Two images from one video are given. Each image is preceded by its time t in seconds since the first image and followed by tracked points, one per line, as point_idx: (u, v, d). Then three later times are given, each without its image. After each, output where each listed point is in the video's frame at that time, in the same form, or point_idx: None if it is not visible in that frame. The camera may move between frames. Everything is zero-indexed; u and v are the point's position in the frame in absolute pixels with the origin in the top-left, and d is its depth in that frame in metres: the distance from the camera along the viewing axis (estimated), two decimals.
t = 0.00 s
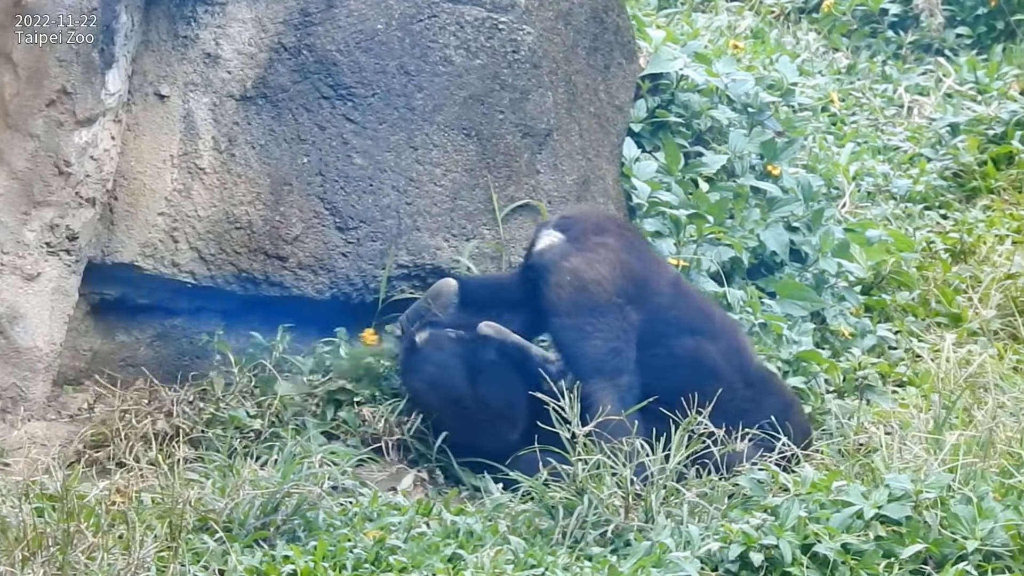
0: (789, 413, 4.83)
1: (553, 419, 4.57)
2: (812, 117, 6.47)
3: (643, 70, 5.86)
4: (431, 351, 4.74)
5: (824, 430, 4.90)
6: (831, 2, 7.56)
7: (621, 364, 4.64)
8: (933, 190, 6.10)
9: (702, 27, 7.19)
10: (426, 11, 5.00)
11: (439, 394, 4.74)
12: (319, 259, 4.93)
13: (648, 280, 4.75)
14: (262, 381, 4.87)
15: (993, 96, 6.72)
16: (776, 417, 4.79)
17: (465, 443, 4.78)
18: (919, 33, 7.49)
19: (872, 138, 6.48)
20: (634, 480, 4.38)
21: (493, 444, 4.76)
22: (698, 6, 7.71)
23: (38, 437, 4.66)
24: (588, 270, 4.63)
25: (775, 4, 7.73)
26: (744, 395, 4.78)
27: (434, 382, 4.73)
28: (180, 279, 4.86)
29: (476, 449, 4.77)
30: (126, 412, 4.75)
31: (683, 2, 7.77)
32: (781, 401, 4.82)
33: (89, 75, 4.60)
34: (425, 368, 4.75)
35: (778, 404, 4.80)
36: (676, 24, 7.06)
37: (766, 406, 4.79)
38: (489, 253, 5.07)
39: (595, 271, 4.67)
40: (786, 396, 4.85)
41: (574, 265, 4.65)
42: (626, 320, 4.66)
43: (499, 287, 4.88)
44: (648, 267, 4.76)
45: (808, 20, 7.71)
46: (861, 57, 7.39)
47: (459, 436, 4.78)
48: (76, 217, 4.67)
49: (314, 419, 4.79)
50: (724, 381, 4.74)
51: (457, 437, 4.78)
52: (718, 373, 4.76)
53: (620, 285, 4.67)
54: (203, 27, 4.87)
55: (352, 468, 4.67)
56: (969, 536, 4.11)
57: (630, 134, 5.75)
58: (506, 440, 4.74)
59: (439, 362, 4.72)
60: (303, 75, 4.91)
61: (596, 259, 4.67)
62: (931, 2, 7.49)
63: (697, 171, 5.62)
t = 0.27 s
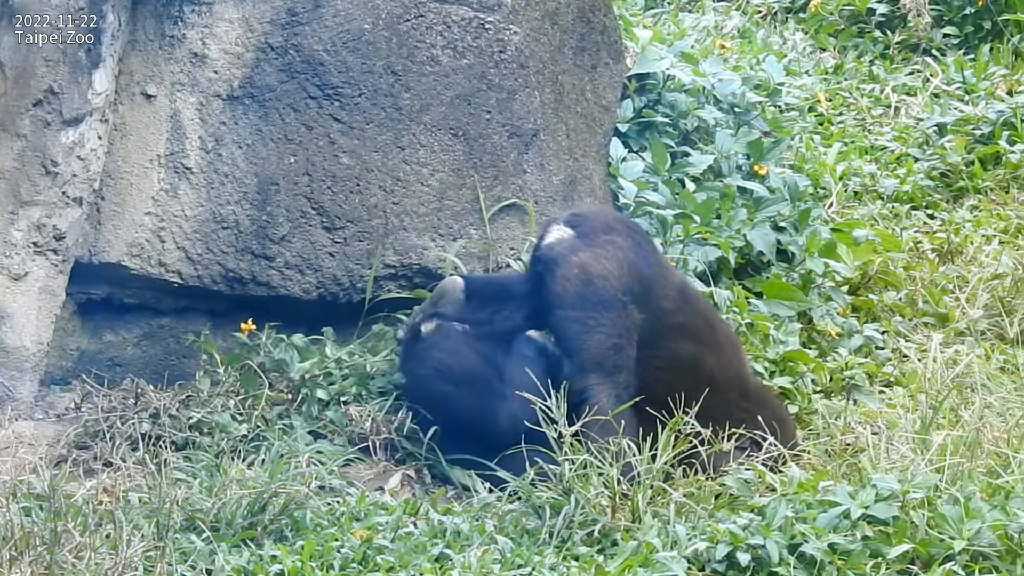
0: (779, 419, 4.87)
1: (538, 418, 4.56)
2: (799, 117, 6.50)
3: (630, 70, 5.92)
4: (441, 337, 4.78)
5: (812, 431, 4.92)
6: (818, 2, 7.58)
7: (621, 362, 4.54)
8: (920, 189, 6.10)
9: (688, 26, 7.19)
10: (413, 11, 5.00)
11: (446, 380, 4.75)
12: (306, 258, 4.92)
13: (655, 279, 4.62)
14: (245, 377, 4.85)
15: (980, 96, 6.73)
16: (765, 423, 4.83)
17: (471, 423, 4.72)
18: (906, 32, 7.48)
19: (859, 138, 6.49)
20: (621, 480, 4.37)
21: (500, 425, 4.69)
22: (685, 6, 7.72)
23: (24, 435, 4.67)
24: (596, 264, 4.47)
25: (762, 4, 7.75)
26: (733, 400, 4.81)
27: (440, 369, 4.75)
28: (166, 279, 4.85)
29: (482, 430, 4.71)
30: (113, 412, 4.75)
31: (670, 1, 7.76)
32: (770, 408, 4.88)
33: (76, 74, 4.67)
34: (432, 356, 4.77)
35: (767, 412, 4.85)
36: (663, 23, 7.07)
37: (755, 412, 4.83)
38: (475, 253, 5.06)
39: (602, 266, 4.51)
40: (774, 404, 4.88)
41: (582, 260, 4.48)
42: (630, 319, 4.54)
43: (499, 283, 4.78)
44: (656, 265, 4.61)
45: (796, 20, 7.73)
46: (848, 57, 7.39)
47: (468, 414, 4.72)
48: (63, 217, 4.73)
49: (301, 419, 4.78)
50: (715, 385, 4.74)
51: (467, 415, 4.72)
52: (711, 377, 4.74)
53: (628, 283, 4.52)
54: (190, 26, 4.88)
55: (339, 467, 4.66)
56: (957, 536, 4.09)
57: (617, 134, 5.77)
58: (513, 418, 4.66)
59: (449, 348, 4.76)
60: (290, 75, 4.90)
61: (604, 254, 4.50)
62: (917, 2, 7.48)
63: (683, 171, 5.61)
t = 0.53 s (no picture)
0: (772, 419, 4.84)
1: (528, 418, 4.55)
2: (789, 117, 6.51)
3: (619, 70, 5.91)
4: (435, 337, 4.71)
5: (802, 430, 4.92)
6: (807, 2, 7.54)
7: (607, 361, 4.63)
8: (910, 189, 6.10)
9: (678, 26, 7.18)
10: (403, 11, 4.99)
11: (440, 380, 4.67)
12: (296, 258, 4.94)
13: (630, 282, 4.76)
14: (236, 378, 4.87)
15: (969, 96, 6.73)
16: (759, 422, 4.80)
17: (462, 423, 4.65)
18: (897, 33, 7.49)
19: (849, 138, 6.49)
20: (611, 480, 4.38)
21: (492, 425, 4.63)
22: (675, 6, 7.63)
23: (14, 436, 4.66)
24: (570, 267, 4.61)
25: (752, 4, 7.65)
26: (725, 400, 4.79)
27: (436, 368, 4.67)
28: (156, 279, 4.84)
29: (473, 430, 4.64)
30: (103, 411, 4.75)
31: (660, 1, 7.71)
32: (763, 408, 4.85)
33: (65, 74, 4.63)
34: (426, 357, 4.70)
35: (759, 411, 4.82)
36: (652, 23, 7.06)
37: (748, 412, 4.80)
38: (465, 253, 5.11)
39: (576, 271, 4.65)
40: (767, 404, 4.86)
41: (557, 265, 4.61)
42: (610, 318, 4.66)
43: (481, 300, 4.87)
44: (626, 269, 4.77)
45: (785, 20, 7.67)
46: (838, 56, 7.39)
47: (459, 413, 4.64)
48: (53, 217, 4.67)
49: (290, 419, 4.79)
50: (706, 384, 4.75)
51: (457, 415, 4.64)
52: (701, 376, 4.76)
53: (603, 283, 4.65)
54: (179, 26, 4.86)
55: (329, 467, 4.66)
56: (947, 536, 4.07)
57: (607, 133, 5.79)
58: (507, 417, 4.62)
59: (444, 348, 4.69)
60: (280, 75, 4.90)
61: (577, 258, 4.65)
62: (908, 2, 7.50)
63: (672, 171, 5.65)
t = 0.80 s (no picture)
0: (758, 404, 4.88)
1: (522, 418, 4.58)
2: (782, 117, 6.51)
3: (613, 70, 5.88)
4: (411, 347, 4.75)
5: (795, 430, 4.93)
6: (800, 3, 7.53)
7: (590, 361, 4.64)
8: (903, 190, 6.10)
9: (670, 26, 7.18)
10: (396, 10, 4.99)
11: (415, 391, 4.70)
12: (289, 258, 4.94)
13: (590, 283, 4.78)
14: (229, 378, 4.85)
15: (962, 96, 6.72)
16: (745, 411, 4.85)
17: (437, 435, 4.69)
18: (890, 33, 7.50)
19: (842, 138, 6.50)
20: (604, 480, 4.39)
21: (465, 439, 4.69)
22: (668, 6, 7.62)
23: (8, 435, 4.66)
24: (531, 280, 4.61)
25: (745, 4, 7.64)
26: (709, 394, 4.83)
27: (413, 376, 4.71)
28: (149, 279, 4.86)
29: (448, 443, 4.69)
30: (96, 411, 4.76)
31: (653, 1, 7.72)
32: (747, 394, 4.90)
33: (59, 74, 4.62)
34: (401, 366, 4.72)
35: (744, 399, 4.86)
36: (645, 24, 7.06)
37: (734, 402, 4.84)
38: (457, 253, 5.11)
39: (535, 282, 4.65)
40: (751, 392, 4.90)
41: (516, 280, 4.61)
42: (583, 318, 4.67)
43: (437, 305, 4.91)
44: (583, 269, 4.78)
45: (779, 20, 7.61)
46: (831, 57, 7.40)
47: (432, 426, 4.69)
48: (46, 217, 4.67)
49: (284, 419, 4.80)
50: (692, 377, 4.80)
51: (431, 427, 4.69)
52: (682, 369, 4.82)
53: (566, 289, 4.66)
54: (172, 26, 4.84)
55: (322, 467, 4.67)
56: (940, 536, 4.07)
57: (600, 133, 5.77)
58: (479, 431, 4.69)
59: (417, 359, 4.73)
60: (273, 74, 4.91)
61: (534, 270, 4.65)
62: (901, 2, 7.51)
63: (666, 171, 5.64)
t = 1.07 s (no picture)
0: (749, 399, 4.87)
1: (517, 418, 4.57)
2: (777, 117, 6.51)
3: (608, 70, 5.91)
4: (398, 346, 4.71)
5: (790, 430, 4.93)
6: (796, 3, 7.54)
7: (576, 364, 4.66)
8: (898, 190, 6.10)
9: (666, 26, 7.18)
10: (391, 11, 4.99)
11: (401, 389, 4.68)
12: (284, 258, 4.94)
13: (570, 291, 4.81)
14: (225, 378, 4.87)
15: (958, 96, 6.73)
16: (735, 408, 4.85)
17: (418, 436, 4.69)
18: (885, 33, 7.51)
19: (837, 138, 6.49)
20: (600, 481, 4.40)
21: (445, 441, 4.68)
22: (664, 6, 7.64)
23: (3, 436, 4.65)
24: (506, 291, 4.67)
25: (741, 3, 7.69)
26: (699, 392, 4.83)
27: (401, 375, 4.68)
28: (145, 279, 4.86)
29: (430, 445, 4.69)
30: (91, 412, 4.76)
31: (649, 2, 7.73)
32: (738, 389, 4.88)
33: (54, 74, 4.64)
34: (389, 365, 4.70)
35: (735, 396, 4.85)
36: (641, 24, 7.06)
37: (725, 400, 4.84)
38: (453, 253, 5.10)
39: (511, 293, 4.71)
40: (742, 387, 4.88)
41: (492, 293, 4.69)
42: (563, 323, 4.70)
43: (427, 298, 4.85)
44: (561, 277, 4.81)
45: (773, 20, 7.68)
46: (826, 57, 7.39)
47: (414, 427, 4.69)
48: (42, 217, 4.67)
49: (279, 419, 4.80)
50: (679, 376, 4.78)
51: (413, 428, 4.68)
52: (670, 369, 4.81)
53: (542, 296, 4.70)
54: (168, 26, 4.86)
55: (317, 467, 4.67)
56: (935, 535, 4.07)
57: (595, 134, 5.78)
58: (455, 435, 4.66)
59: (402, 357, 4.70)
60: (268, 74, 4.90)
61: (508, 282, 4.71)
62: (897, 2, 7.51)
63: (661, 171, 5.65)
